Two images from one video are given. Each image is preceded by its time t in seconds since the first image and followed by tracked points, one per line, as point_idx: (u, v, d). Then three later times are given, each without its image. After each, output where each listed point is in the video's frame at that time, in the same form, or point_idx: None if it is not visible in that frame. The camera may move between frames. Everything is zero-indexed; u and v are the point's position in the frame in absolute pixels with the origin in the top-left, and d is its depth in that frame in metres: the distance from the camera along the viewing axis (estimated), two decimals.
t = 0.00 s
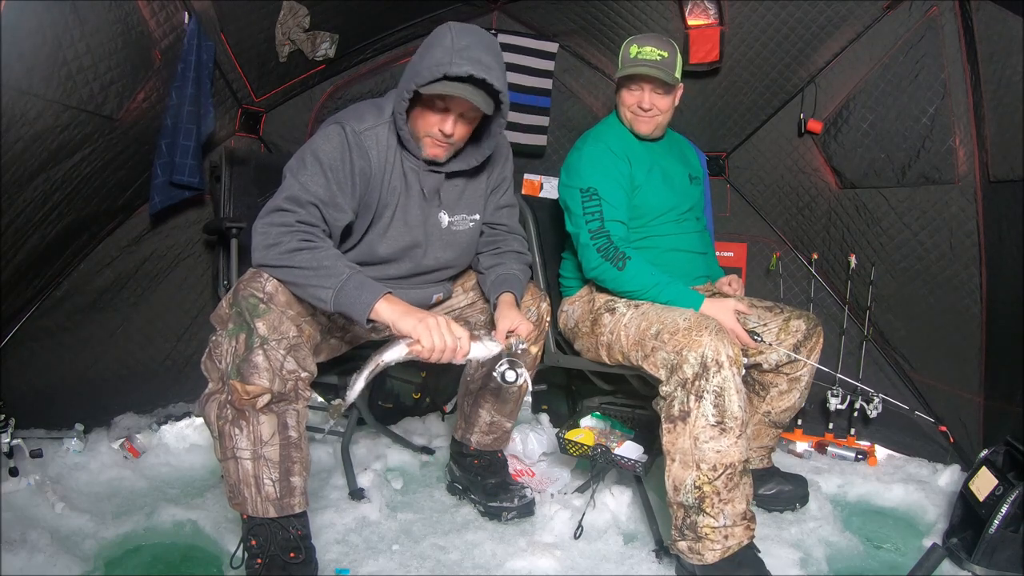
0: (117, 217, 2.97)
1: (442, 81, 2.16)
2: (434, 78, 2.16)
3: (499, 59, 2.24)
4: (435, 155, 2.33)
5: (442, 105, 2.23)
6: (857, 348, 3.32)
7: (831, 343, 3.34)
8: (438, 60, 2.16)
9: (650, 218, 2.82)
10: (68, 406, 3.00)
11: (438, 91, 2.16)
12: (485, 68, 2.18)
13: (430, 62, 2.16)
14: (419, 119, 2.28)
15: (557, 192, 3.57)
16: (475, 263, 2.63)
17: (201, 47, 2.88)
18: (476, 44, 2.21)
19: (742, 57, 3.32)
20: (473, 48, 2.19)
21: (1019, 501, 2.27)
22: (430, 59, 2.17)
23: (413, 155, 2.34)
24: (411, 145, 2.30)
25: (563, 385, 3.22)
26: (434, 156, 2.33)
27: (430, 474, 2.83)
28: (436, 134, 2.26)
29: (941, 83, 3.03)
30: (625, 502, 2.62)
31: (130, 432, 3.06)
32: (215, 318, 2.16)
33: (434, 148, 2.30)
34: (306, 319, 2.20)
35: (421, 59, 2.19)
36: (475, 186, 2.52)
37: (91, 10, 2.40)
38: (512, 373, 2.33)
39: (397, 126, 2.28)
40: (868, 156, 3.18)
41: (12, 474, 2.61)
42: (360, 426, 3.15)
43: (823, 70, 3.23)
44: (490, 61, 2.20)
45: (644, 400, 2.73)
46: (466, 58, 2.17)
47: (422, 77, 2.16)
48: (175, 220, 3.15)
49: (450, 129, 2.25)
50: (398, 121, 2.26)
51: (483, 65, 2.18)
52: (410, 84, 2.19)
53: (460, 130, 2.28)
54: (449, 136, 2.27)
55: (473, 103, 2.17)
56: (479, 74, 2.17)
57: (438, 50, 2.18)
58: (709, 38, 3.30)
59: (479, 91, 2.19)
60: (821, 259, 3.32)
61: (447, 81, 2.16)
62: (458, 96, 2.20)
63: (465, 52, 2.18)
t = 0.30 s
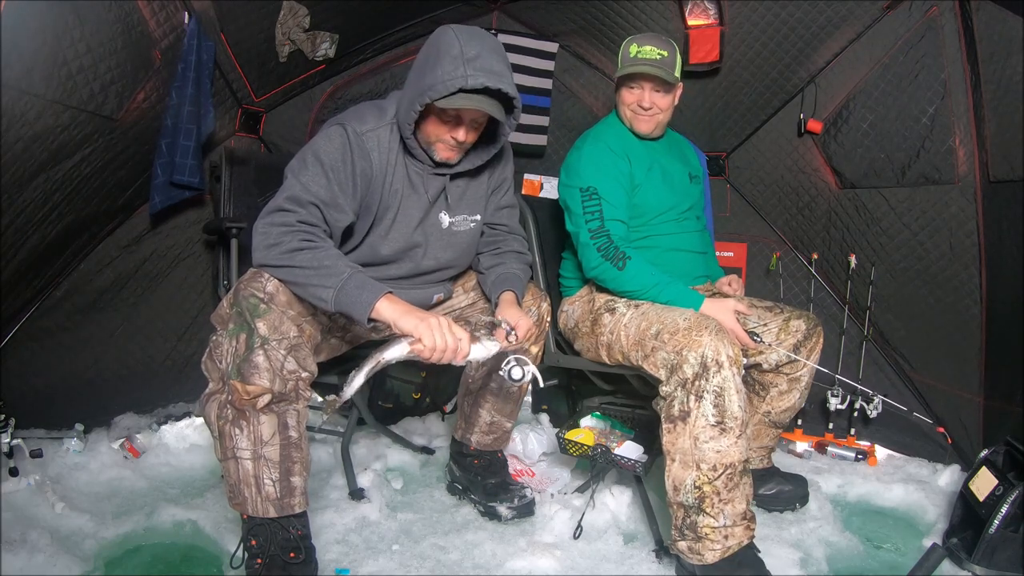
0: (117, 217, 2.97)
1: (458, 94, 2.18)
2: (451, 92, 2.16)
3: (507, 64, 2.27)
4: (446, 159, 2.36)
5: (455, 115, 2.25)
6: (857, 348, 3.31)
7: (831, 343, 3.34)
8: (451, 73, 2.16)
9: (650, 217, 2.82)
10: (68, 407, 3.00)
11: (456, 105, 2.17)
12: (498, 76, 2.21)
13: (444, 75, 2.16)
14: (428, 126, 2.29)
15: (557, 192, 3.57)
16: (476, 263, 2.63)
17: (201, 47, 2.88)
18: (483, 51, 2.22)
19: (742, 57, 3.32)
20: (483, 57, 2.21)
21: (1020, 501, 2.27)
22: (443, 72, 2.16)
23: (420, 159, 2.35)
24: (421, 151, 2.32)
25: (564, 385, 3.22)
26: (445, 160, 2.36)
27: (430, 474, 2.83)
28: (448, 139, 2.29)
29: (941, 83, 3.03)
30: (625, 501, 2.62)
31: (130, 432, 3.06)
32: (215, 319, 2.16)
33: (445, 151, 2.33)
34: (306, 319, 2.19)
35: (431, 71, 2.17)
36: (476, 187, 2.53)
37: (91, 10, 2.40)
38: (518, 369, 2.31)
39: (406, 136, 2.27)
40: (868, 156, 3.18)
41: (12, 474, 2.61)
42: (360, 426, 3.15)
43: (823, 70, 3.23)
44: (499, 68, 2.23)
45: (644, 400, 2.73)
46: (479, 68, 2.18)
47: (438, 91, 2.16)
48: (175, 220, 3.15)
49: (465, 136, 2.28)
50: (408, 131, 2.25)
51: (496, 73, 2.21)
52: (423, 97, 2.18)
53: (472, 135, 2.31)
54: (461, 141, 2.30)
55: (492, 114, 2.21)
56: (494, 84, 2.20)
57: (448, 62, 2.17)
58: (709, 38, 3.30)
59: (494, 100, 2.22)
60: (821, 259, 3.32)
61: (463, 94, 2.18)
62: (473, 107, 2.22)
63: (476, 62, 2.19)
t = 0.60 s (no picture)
0: (117, 217, 2.97)
1: (459, 95, 2.18)
2: (453, 93, 2.16)
3: (508, 66, 2.27)
4: (447, 160, 2.36)
5: (457, 116, 2.25)
6: (857, 348, 3.31)
7: (831, 343, 3.34)
8: (453, 74, 2.16)
9: (652, 217, 2.82)
10: (68, 407, 3.00)
11: (458, 107, 2.17)
12: (500, 78, 2.21)
13: (446, 77, 2.16)
14: (429, 127, 2.29)
15: (557, 192, 3.56)
16: (476, 263, 2.63)
17: (201, 47, 2.88)
18: (484, 52, 2.23)
19: (742, 57, 3.32)
20: (484, 58, 2.21)
21: (1019, 501, 2.27)
22: (445, 74, 2.16)
23: (421, 160, 2.35)
24: (422, 152, 2.33)
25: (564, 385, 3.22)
26: (446, 161, 2.36)
27: (430, 474, 2.83)
28: (450, 141, 2.30)
29: (941, 84, 3.03)
30: (624, 502, 2.62)
31: (130, 432, 3.07)
32: (216, 318, 2.16)
33: (447, 152, 2.33)
34: (307, 319, 2.19)
35: (433, 73, 2.18)
36: (476, 187, 2.53)
37: (91, 10, 2.39)
38: (522, 368, 2.33)
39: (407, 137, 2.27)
40: (868, 156, 3.18)
41: (12, 474, 2.61)
42: (360, 426, 3.15)
43: (823, 70, 3.23)
44: (501, 69, 2.23)
45: (644, 400, 2.73)
46: (481, 70, 2.18)
47: (439, 93, 2.16)
48: (175, 220, 3.14)
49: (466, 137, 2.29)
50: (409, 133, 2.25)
51: (497, 74, 2.21)
52: (425, 99, 2.18)
53: (473, 136, 2.31)
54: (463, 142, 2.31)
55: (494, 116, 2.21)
56: (496, 85, 2.20)
57: (450, 64, 2.17)
58: (709, 38, 3.30)
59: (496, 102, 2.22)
60: (821, 259, 3.32)
61: (465, 95, 2.18)
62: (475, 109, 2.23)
63: (477, 63, 2.19)
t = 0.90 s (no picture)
0: (117, 217, 2.97)
1: (461, 96, 2.18)
2: (455, 94, 2.16)
3: (509, 66, 2.27)
4: (447, 161, 2.36)
5: (458, 116, 2.25)
6: (857, 348, 3.31)
7: (831, 343, 3.34)
8: (454, 75, 2.17)
9: (653, 216, 2.82)
10: (68, 407, 3.00)
11: (459, 107, 2.17)
12: (501, 78, 2.21)
13: (447, 77, 2.16)
14: (430, 128, 2.29)
15: (557, 192, 3.56)
16: (476, 263, 2.63)
17: (201, 47, 2.88)
18: (486, 52, 2.23)
19: (742, 57, 3.32)
20: (486, 59, 2.21)
21: (1019, 501, 2.27)
22: (447, 74, 2.16)
23: (421, 161, 2.35)
24: (423, 153, 2.32)
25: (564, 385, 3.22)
26: (446, 162, 2.36)
27: (430, 474, 2.83)
28: (451, 142, 2.29)
29: (941, 83, 3.03)
30: (625, 502, 2.62)
31: (130, 432, 3.07)
32: (215, 318, 2.17)
33: (447, 154, 2.33)
34: (306, 319, 2.19)
35: (434, 73, 2.18)
36: (476, 188, 2.53)
37: (91, 10, 2.40)
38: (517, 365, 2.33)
39: (408, 138, 2.27)
40: (868, 156, 3.18)
41: (12, 474, 2.61)
42: (360, 426, 3.15)
43: (823, 70, 3.23)
44: (502, 70, 2.23)
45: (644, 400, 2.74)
46: (482, 70, 2.19)
47: (441, 93, 2.16)
48: (175, 220, 3.14)
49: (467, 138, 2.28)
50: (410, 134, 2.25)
51: (499, 75, 2.21)
52: (427, 99, 2.18)
53: (474, 137, 2.31)
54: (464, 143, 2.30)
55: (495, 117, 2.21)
56: (498, 86, 2.20)
57: (451, 63, 2.17)
58: (709, 38, 3.30)
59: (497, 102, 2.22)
60: (821, 259, 3.32)
61: (466, 95, 2.18)
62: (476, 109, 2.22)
63: (479, 63, 2.19)
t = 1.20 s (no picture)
0: (117, 217, 2.97)
1: (461, 94, 2.18)
2: (454, 93, 2.16)
3: (509, 65, 2.27)
4: (446, 161, 2.36)
5: (458, 115, 2.25)
6: (857, 348, 3.31)
7: (831, 343, 3.34)
8: (454, 74, 2.16)
9: (655, 217, 2.82)
10: (68, 407, 3.00)
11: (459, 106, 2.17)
12: (501, 77, 2.21)
13: (447, 76, 2.16)
14: (430, 128, 2.30)
15: (557, 192, 3.57)
16: (476, 264, 2.63)
17: (201, 47, 2.88)
18: (486, 52, 2.23)
19: (742, 57, 3.32)
20: (486, 58, 2.21)
21: (1019, 501, 2.27)
22: (447, 73, 2.16)
23: (420, 160, 2.35)
24: (423, 153, 2.32)
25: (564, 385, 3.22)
26: (445, 162, 2.36)
27: (430, 474, 2.83)
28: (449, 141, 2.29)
29: (941, 83, 3.02)
30: (625, 501, 2.62)
31: (130, 432, 3.07)
32: (214, 319, 2.17)
33: (446, 153, 2.33)
34: (304, 319, 2.19)
35: (435, 72, 2.17)
36: (475, 188, 2.53)
37: (90, 10, 2.39)
38: (523, 372, 2.32)
39: (408, 137, 2.27)
40: (868, 156, 3.18)
41: (13, 474, 2.62)
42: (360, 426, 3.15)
43: (823, 70, 3.23)
44: (502, 69, 2.23)
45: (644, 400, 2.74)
46: (481, 69, 2.18)
47: (441, 92, 2.15)
48: (175, 220, 3.15)
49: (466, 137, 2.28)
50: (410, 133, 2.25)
51: (499, 74, 2.21)
52: (427, 98, 2.18)
53: (473, 136, 2.31)
54: (463, 142, 2.30)
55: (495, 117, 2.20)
56: (499, 85, 2.20)
57: (452, 62, 2.17)
58: (709, 38, 3.30)
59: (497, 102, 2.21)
60: (821, 259, 3.32)
61: (466, 94, 2.18)
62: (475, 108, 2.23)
63: (479, 62, 2.19)
